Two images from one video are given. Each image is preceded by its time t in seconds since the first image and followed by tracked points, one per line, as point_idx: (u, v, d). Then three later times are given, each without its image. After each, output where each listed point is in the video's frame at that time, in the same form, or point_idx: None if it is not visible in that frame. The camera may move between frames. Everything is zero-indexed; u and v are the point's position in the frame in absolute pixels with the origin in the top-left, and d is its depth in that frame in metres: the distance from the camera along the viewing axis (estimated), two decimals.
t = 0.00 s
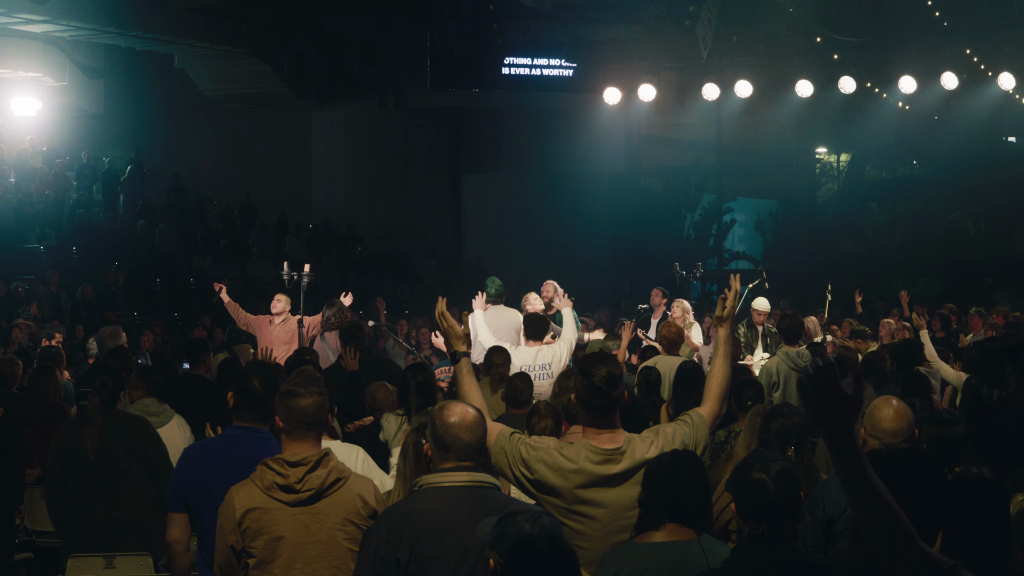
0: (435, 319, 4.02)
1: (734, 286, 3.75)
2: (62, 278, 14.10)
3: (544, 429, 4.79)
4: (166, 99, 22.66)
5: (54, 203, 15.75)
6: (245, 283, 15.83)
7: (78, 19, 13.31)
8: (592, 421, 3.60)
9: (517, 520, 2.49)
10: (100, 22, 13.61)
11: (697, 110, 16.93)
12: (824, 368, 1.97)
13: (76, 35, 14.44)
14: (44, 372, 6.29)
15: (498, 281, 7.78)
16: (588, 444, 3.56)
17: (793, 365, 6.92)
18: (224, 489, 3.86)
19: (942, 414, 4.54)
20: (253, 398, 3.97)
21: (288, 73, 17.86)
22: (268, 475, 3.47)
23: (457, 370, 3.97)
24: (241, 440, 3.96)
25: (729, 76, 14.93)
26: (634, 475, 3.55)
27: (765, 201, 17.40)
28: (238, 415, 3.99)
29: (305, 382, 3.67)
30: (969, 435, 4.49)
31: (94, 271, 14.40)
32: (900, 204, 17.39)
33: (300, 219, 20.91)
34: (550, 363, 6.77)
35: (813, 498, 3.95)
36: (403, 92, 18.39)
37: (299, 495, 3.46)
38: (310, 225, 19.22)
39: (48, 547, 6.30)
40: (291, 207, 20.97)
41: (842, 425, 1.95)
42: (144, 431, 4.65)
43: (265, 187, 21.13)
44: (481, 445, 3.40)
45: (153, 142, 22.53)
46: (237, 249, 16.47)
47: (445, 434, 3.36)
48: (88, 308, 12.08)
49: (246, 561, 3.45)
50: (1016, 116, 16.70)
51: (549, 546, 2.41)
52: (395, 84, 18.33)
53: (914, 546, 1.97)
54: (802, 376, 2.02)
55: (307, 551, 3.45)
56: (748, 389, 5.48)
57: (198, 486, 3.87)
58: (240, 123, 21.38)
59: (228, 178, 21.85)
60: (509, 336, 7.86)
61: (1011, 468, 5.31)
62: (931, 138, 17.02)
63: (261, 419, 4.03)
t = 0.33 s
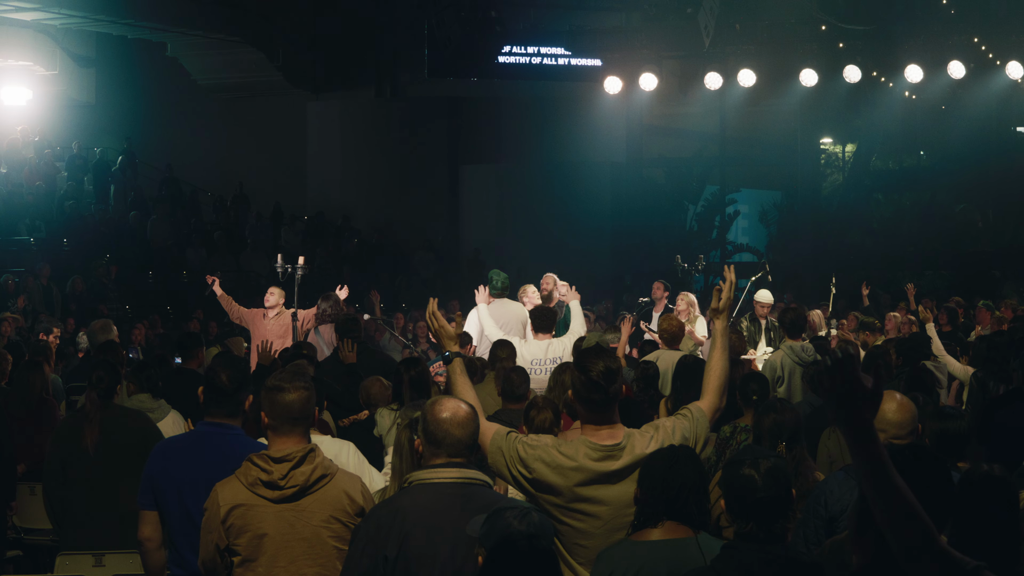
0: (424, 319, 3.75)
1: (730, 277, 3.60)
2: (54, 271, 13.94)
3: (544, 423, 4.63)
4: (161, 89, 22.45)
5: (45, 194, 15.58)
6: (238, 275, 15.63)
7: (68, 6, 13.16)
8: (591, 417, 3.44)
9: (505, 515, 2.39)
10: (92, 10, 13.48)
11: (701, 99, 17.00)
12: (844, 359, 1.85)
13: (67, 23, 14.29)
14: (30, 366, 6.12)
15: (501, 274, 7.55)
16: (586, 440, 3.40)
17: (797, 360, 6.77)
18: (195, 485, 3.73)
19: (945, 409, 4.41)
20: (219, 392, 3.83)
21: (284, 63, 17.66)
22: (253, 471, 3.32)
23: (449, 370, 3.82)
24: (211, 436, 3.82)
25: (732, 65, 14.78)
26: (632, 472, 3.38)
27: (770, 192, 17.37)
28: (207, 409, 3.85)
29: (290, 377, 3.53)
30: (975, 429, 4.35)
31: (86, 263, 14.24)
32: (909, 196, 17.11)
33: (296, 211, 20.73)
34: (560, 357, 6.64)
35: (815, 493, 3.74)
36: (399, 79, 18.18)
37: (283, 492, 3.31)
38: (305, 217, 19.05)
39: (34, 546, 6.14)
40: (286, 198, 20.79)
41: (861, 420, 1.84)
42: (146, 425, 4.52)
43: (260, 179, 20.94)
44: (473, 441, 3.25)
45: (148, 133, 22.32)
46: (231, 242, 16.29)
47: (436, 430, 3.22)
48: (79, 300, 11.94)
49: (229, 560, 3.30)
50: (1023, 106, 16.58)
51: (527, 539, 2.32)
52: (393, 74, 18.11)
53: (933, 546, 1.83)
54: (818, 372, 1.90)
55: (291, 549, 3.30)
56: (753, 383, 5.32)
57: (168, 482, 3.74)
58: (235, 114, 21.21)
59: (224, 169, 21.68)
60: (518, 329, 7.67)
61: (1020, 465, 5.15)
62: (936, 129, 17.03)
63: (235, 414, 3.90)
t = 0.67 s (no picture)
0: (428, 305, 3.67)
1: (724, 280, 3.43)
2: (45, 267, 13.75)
3: (541, 423, 4.48)
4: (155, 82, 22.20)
5: (35, 187, 15.36)
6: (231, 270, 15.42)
7: None
8: (579, 413, 3.31)
9: (487, 518, 2.21)
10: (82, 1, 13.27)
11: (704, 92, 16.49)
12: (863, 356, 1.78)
13: (56, 13, 14.08)
14: (16, 362, 5.94)
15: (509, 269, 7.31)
16: (572, 437, 3.27)
17: (799, 357, 6.61)
18: (173, 484, 3.59)
19: (948, 407, 4.25)
20: (195, 391, 3.70)
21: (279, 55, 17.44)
22: (244, 469, 3.18)
23: (444, 362, 3.65)
24: (185, 436, 3.68)
25: (734, 57, 14.51)
26: (619, 472, 3.27)
27: (775, 185, 17.04)
28: (180, 408, 3.71)
29: (284, 375, 3.37)
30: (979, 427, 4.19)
31: (77, 258, 14.04)
32: (912, 188, 16.87)
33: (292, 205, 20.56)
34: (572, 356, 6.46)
35: (816, 494, 3.67)
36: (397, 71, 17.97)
37: (275, 491, 3.16)
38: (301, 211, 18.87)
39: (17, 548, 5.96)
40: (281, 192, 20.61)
41: (882, 420, 1.76)
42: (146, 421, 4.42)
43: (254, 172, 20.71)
44: (464, 440, 3.11)
45: (140, 125, 22.07)
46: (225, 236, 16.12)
47: (425, 429, 3.08)
48: (68, 297, 11.75)
49: (223, 559, 3.17)
50: None
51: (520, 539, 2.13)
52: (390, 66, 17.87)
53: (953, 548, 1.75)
54: (837, 362, 1.83)
55: (283, 550, 3.17)
56: (758, 379, 5.19)
57: (142, 482, 3.60)
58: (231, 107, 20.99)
59: (219, 163, 21.50)
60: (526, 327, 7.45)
61: None
62: (941, 120, 16.44)
63: (214, 414, 3.75)
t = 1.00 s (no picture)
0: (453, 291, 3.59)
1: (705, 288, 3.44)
2: (36, 261, 13.62)
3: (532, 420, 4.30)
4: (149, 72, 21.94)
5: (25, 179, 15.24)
6: (225, 263, 15.22)
7: None
8: (565, 408, 3.28)
9: (474, 516, 2.20)
10: None
11: (707, 82, 16.28)
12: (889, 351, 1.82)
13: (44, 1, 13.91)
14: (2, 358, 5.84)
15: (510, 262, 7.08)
16: (555, 432, 3.26)
17: (800, 352, 6.45)
18: (157, 483, 3.44)
19: (952, 402, 4.09)
20: (181, 389, 3.55)
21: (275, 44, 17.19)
22: (244, 466, 3.13)
23: (451, 345, 3.65)
24: (171, 432, 3.53)
25: (738, 48, 14.26)
26: (600, 470, 3.23)
27: (777, 177, 16.95)
28: (165, 405, 3.56)
29: (283, 369, 3.28)
30: (984, 423, 4.04)
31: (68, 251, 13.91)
32: (920, 180, 16.61)
33: (288, 197, 20.34)
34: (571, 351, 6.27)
35: (815, 493, 3.54)
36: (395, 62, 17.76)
37: (277, 487, 3.12)
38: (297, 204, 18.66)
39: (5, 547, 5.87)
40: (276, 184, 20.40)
41: (906, 418, 1.78)
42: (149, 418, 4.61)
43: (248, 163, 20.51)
44: (457, 438, 3.01)
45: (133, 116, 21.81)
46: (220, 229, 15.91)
47: (417, 427, 2.96)
48: (58, 290, 11.60)
49: (224, 557, 3.11)
50: None
51: (531, 536, 2.00)
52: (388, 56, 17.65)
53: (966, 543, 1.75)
54: (862, 365, 1.87)
55: (284, 547, 3.12)
56: (767, 374, 5.09)
57: (124, 480, 3.46)
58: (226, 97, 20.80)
59: (215, 155, 21.28)
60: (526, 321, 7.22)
61: None
62: (949, 112, 16.11)
63: (199, 411, 3.61)
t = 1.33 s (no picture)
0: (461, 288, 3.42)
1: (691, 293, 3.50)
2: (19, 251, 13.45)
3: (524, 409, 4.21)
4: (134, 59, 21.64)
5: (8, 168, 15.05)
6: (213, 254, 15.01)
7: None
8: (551, 402, 3.20)
9: (458, 510, 2.21)
10: None
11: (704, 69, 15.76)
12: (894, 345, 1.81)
13: None
14: None
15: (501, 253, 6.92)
16: (537, 426, 3.19)
17: (796, 344, 6.31)
18: (151, 478, 3.44)
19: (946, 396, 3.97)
20: (172, 381, 3.57)
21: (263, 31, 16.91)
22: (242, 460, 3.17)
23: (445, 340, 3.53)
24: (160, 427, 3.53)
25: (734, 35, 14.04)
26: (582, 468, 3.17)
27: (776, 166, 16.58)
28: (156, 398, 3.57)
29: (283, 362, 3.31)
30: (979, 418, 3.90)
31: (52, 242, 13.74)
32: (921, 169, 16.35)
33: (277, 186, 20.11)
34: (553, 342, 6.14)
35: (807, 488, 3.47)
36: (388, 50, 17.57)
37: (275, 481, 3.17)
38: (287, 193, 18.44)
39: None
40: (265, 172, 20.13)
41: (907, 412, 1.78)
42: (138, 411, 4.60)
43: (238, 153, 20.26)
44: (444, 433, 2.96)
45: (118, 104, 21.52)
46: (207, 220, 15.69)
47: (404, 421, 2.92)
48: (40, 281, 11.44)
49: (220, 552, 3.17)
50: None
51: (534, 527, 1.96)
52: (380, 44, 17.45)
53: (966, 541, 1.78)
54: (863, 357, 1.85)
55: (281, 541, 3.17)
56: (765, 367, 4.98)
57: (118, 475, 3.46)
58: (215, 85, 20.53)
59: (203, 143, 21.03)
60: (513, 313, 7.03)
61: None
62: (950, 101, 15.88)
63: (189, 404, 3.62)
